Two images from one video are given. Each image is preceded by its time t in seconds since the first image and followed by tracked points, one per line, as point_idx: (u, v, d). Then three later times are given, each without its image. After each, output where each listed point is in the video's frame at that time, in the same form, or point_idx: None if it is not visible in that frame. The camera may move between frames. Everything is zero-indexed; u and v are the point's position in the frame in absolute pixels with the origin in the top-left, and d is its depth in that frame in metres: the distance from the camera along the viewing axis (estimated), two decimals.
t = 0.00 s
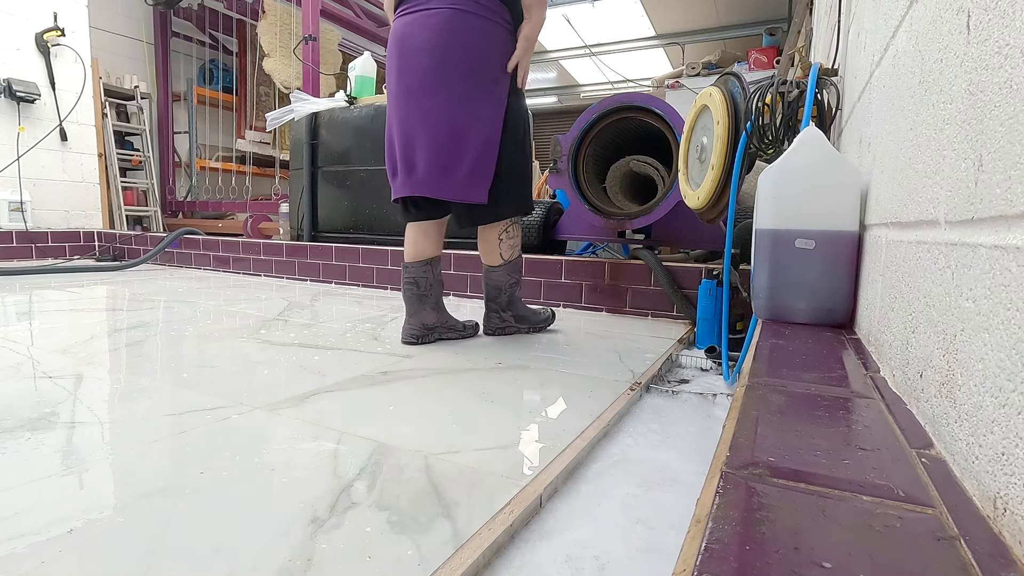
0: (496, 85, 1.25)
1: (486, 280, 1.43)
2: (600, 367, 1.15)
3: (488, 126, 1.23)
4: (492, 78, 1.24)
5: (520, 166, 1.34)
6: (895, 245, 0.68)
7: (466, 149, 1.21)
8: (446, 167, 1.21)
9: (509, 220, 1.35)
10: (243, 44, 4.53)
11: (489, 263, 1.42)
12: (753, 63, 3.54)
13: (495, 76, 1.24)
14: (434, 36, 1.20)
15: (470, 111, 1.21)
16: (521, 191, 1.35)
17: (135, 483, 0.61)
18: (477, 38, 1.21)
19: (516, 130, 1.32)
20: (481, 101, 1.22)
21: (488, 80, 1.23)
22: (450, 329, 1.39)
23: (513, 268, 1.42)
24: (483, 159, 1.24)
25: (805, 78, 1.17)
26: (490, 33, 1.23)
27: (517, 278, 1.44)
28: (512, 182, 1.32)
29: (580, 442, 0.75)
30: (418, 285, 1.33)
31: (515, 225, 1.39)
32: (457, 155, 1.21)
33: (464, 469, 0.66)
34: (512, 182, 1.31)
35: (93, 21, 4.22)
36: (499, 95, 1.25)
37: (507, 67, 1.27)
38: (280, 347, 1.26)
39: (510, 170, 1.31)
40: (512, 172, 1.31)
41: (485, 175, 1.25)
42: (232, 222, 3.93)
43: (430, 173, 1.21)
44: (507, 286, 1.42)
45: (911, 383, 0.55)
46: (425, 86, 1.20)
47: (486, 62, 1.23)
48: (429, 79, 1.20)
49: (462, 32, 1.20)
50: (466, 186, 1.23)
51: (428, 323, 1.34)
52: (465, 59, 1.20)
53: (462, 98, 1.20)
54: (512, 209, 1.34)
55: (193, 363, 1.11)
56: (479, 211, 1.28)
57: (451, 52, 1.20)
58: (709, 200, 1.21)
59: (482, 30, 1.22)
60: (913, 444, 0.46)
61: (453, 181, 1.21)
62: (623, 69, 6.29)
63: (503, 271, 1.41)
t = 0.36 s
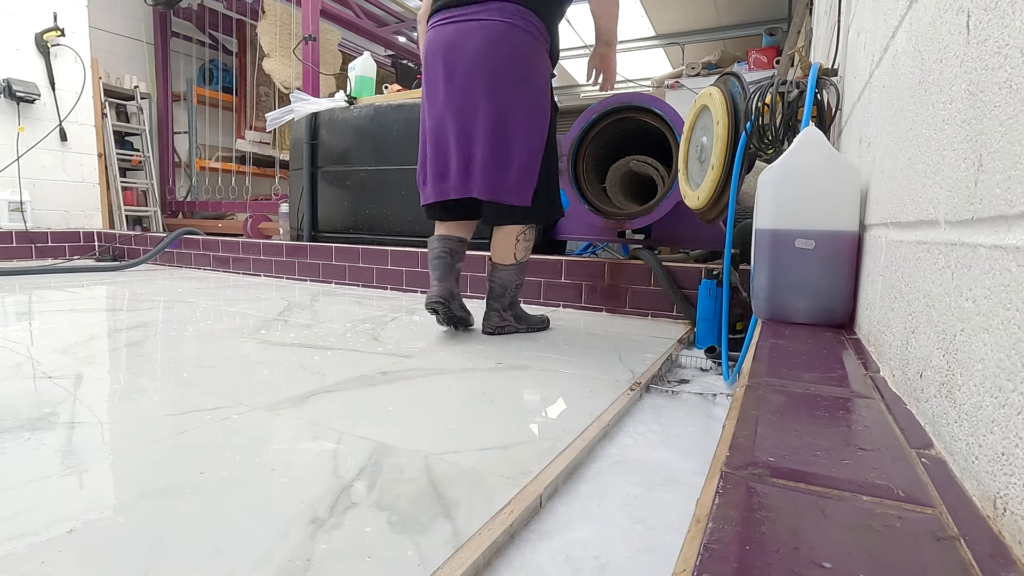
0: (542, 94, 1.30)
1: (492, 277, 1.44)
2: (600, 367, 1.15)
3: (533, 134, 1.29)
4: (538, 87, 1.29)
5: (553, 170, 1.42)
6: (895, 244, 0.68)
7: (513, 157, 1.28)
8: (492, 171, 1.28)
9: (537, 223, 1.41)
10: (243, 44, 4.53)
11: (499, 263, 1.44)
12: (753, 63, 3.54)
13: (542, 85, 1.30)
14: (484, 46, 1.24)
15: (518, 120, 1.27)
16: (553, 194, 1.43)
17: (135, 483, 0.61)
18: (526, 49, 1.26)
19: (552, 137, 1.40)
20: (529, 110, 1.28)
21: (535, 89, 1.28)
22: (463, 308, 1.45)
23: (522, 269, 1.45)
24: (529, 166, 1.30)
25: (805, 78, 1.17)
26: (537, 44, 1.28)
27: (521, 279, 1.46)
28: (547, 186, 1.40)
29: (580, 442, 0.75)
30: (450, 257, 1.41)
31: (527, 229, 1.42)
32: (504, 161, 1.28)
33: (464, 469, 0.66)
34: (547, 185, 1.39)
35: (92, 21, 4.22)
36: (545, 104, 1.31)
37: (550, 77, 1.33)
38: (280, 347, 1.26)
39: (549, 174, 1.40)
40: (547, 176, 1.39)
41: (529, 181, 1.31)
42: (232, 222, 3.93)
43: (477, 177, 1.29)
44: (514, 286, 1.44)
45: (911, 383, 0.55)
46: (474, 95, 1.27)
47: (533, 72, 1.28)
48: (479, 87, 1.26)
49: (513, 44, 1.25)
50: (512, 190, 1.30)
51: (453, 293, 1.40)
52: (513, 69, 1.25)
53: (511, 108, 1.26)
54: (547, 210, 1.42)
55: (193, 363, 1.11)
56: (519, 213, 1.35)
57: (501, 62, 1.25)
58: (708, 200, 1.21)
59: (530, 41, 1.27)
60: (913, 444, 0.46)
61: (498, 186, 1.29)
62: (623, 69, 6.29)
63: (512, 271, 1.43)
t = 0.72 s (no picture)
0: (546, 89, 1.31)
1: (493, 276, 1.44)
2: (600, 367, 1.15)
3: (534, 126, 1.28)
4: (543, 82, 1.30)
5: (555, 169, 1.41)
6: (895, 244, 0.68)
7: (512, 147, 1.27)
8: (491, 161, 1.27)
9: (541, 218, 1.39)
10: (243, 44, 4.53)
11: (499, 261, 1.44)
12: (753, 63, 3.54)
13: (547, 81, 1.30)
14: (491, 40, 1.27)
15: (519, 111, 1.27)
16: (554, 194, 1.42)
17: (135, 483, 0.61)
18: (533, 45, 1.27)
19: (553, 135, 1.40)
20: (531, 102, 1.28)
21: (539, 83, 1.29)
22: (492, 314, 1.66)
23: (523, 269, 1.44)
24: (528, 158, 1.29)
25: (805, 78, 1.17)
26: (545, 42, 1.30)
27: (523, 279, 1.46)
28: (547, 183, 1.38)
29: (580, 442, 0.75)
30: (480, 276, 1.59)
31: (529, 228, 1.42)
32: (502, 151, 1.27)
33: (464, 469, 0.66)
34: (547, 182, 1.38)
35: (92, 21, 4.22)
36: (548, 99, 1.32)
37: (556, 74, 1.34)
38: (280, 347, 1.26)
39: (549, 172, 1.39)
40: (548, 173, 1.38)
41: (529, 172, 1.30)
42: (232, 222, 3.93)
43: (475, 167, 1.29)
44: (514, 285, 1.43)
45: (911, 383, 0.55)
46: (479, 86, 1.28)
47: (539, 67, 1.28)
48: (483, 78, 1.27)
49: (519, 38, 1.26)
50: (511, 180, 1.29)
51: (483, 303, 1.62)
52: (518, 61, 1.26)
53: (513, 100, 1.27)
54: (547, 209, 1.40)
55: (193, 363, 1.11)
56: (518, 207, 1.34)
57: (505, 55, 1.26)
58: (709, 200, 1.21)
59: (538, 38, 1.28)
60: (913, 444, 0.46)
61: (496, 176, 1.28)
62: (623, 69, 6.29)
63: (513, 270, 1.43)
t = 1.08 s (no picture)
0: (533, 78, 1.33)
1: (494, 273, 1.43)
2: (600, 367, 1.15)
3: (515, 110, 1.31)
4: (530, 71, 1.33)
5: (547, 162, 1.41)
6: (895, 245, 0.68)
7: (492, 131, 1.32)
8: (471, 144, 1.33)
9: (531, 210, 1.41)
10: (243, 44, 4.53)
11: (497, 256, 1.41)
12: (753, 63, 3.54)
13: (533, 71, 1.33)
14: (481, 34, 1.35)
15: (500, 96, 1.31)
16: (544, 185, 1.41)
17: (135, 483, 0.61)
18: (519, 37, 1.33)
19: (547, 128, 1.39)
20: (513, 88, 1.31)
21: (522, 71, 1.32)
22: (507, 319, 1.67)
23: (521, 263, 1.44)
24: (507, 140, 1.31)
25: (805, 77, 1.17)
26: (534, 37, 1.35)
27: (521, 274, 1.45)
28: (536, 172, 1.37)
29: (580, 442, 0.75)
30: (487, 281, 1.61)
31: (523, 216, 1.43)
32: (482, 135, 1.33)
33: (464, 469, 0.66)
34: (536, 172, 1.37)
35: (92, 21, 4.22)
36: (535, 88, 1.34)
37: (549, 68, 1.37)
38: (280, 347, 1.26)
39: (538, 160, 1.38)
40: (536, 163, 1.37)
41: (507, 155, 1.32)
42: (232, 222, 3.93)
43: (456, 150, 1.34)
44: (514, 281, 1.43)
45: (911, 383, 0.55)
46: (467, 76, 1.36)
47: (524, 57, 1.32)
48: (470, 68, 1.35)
49: (506, 31, 1.33)
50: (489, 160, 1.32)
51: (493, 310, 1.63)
52: (502, 51, 1.32)
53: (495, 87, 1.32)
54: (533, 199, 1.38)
55: (193, 363, 1.11)
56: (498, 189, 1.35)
57: (491, 45, 1.33)
58: (709, 200, 1.21)
59: (526, 32, 1.34)
60: (913, 444, 0.46)
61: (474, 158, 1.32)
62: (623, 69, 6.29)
63: (511, 265, 1.42)
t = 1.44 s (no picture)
0: (528, 68, 1.33)
1: (469, 242, 1.33)
2: (600, 367, 1.15)
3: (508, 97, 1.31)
4: (526, 61, 1.33)
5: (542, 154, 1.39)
6: (895, 244, 0.68)
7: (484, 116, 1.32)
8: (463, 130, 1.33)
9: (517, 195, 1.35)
10: (243, 45, 4.54)
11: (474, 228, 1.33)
12: (753, 63, 3.55)
13: (528, 60, 1.33)
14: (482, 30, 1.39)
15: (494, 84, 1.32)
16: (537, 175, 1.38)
17: (135, 483, 0.61)
18: (518, 32, 1.35)
19: (543, 119, 1.37)
20: (507, 76, 1.32)
21: (518, 60, 1.33)
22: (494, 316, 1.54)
23: (501, 239, 1.33)
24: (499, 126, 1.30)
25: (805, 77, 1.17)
26: (532, 32, 1.37)
27: (501, 252, 1.33)
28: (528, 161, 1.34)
29: (580, 442, 0.75)
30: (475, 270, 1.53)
31: (508, 189, 1.33)
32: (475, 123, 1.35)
33: (464, 469, 0.66)
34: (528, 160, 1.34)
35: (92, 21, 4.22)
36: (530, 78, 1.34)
37: (546, 60, 1.37)
38: (280, 347, 1.26)
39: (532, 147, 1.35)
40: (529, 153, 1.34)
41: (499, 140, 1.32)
42: (232, 222, 3.93)
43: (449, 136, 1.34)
44: (490, 254, 1.31)
45: (911, 383, 0.55)
46: (466, 68, 1.39)
47: (520, 50, 1.34)
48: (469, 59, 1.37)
49: (505, 25, 1.36)
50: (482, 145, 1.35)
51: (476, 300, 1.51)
52: (499, 42, 1.33)
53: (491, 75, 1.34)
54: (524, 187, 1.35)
55: (193, 363, 1.11)
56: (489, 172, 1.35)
57: (489, 38, 1.35)
58: (709, 199, 1.21)
59: (525, 28, 1.36)
60: (913, 444, 0.46)
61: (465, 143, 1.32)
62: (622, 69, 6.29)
63: (490, 238, 1.32)
